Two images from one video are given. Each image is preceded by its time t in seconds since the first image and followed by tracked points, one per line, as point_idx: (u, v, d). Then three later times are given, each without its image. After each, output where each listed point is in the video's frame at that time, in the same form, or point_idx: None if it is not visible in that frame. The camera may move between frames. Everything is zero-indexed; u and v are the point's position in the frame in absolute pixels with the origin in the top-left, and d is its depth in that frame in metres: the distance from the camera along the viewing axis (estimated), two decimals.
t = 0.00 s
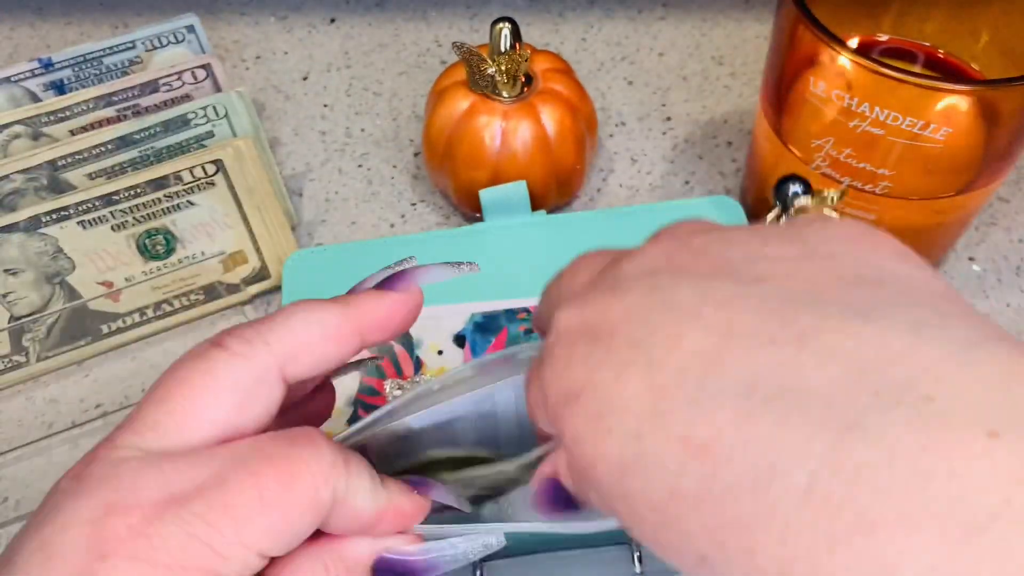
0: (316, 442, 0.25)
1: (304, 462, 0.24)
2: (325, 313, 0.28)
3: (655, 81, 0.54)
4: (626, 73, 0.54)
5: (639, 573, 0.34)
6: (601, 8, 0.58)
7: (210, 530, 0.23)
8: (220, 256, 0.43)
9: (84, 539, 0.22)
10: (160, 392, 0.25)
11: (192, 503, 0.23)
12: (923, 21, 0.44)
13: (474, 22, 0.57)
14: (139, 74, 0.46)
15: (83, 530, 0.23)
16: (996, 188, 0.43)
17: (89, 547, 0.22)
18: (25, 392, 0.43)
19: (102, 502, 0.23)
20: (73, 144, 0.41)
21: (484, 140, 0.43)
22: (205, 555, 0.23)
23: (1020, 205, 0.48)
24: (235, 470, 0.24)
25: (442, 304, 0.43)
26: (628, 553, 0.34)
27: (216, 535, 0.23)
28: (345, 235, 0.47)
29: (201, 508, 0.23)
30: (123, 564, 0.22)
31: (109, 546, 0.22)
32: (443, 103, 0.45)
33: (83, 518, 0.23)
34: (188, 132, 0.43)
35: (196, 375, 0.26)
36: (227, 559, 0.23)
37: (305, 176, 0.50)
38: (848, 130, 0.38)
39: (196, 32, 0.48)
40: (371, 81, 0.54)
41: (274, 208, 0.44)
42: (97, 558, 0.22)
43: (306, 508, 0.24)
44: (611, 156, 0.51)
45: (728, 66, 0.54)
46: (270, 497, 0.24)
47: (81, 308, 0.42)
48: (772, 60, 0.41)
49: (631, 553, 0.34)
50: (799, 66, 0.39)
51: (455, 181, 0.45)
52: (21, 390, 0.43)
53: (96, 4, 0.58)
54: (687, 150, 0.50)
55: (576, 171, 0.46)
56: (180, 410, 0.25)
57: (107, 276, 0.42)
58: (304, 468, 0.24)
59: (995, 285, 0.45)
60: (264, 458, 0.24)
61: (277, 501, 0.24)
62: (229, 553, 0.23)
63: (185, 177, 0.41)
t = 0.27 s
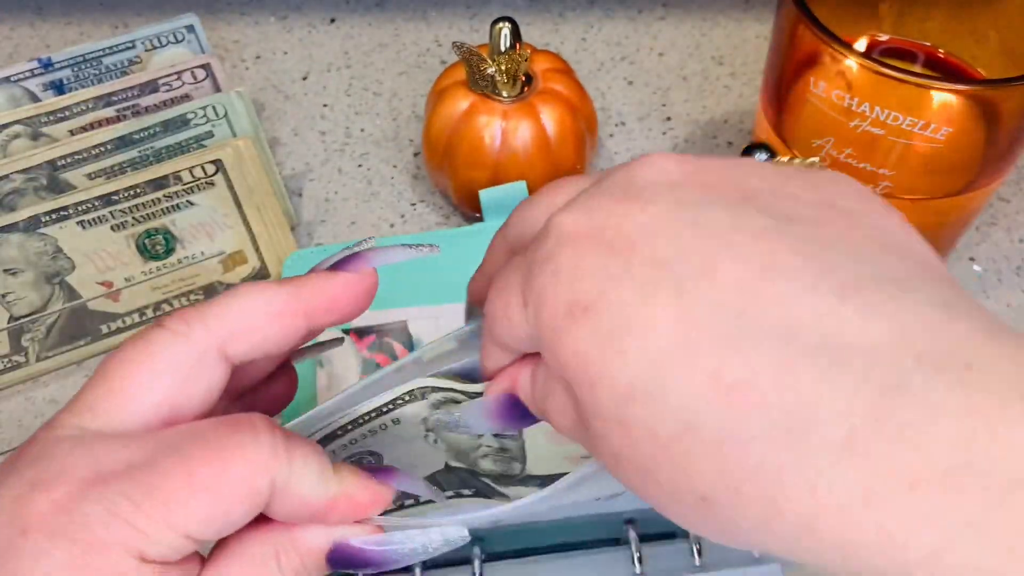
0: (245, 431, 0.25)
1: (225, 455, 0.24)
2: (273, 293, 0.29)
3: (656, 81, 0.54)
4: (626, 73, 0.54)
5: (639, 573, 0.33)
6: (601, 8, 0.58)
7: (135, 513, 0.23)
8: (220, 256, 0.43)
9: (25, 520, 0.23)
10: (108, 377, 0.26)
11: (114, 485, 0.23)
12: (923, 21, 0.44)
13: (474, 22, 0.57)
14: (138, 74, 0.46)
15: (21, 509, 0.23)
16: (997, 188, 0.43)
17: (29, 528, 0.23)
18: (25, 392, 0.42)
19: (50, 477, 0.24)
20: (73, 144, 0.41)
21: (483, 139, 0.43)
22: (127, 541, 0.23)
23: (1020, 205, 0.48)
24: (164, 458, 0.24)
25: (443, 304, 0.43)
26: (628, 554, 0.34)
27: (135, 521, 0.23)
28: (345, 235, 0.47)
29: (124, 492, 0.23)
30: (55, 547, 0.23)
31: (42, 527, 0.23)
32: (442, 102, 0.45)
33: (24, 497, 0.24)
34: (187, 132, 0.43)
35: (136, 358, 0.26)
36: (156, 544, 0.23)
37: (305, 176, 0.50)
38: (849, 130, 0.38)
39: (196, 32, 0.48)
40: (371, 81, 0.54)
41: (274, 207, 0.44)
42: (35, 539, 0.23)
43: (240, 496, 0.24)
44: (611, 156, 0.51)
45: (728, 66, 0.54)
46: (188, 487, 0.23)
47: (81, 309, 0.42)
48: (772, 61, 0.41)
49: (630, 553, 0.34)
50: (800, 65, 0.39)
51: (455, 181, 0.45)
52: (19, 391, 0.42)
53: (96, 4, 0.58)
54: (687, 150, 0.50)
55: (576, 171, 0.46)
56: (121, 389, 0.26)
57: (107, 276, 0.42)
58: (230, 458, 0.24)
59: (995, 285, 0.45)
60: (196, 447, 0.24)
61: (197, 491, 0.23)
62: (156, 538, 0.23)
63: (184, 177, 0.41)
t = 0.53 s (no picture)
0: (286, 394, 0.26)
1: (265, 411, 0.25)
2: (292, 270, 0.29)
3: (656, 81, 0.54)
4: (626, 73, 0.54)
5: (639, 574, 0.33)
6: (601, 8, 0.58)
7: (169, 466, 0.23)
8: (220, 256, 0.43)
9: (59, 484, 0.22)
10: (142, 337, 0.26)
11: (151, 440, 0.23)
12: (924, 21, 0.44)
13: (474, 21, 0.57)
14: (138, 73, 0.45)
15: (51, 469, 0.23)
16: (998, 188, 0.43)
17: (60, 489, 0.22)
18: (24, 393, 0.42)
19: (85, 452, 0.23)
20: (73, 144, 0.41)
21: (483, 139, 0.43)
22: (164, 501, 0.23)
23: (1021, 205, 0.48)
24: (203, 412, 0.24)
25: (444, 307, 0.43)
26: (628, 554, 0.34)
27: (175, 478, 0.23)
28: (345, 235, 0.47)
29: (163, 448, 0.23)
30: (96, 504, 0.22)
31: (78, 485, 0.22)
32: (443, 103, 0.44)
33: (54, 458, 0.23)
34: (187, 132, 0.43)
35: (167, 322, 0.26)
36: (186, 496, 0.23)
37: (305, 176, 0.50)
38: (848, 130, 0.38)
39: (196, 32, 0.47)
40: (371, 81, 0.54)
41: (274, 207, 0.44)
42: (71, 499, 0.22)
43: (269, 452, 0.25)
44: (611, 156, 0.51)
45: (729, 66, 0.54)
46: (234, 443, 0.24)
47: (81, 308, 0.42)
48: (772, 61, 0.41)
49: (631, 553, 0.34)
50: (800, 64, 0.39)
51: (455, 181, 0.45)
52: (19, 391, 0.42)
53: (96, 4, 0.58)
54: (687, 150, 0.50)
55: (576, 171, 0.46)
56: (150, 351, 0.26)
57: (107, 276, 0.42)
58: (263, 416, 0.24)
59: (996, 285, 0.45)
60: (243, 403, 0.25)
61: (244, 447, 0.24)
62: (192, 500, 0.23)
63: (184, 177, 0.41)
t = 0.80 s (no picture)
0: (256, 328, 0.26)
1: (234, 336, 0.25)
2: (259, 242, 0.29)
3: (656, 81, 0.54)
4: (626, 73, 0.54)
5: (638, 573, 0.34)
6: (601, 8, 0.58)
7: (146, 392, 0.23)
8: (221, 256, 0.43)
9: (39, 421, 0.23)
10: (115, 288, 0.26)
11: (120, 372, 0.24)
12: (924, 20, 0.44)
13: (474, 21, 0.57)
14: (138, 73, 0.45)
15: (34, 409, 0.23)
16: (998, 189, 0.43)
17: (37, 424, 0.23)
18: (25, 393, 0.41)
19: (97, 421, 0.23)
20: (73, 144, 0.41)
21: (483, 139, 0.43)
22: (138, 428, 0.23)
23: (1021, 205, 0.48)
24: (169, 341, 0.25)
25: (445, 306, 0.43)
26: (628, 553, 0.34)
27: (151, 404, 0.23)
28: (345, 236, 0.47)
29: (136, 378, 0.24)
30: (79, 435, 0.22)
31: (58, 421, 0.23)
32: (442, 102, 0.44)
33: (37, 401, 0.23)
34: (187, 132, 0.43)
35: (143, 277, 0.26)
36: (165, 422, 0.23)
37: (305, 176, 0.50)
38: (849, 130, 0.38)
39: (196, 31, 0.47)
40: (371, 81, 0.54)
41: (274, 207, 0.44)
42: (52, 434, 0.22)
43: (241, 371, 0.25)
44: (611, 155, 0.51)
45: (729, 66, 0.54)
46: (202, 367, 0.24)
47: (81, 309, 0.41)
48: (772, 60, 0.41)
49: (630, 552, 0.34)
50: (800, 65, 0.39)
51: (455, 181, 0.45)
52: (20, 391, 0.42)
53: (96, 4, 0.58)
54: (687, 150, 0.50)
55: (576, 171, 0.46)
56: (117, 305, 0.26)
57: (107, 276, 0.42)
58: (230, 340, 0.25)
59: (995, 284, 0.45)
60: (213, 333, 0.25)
61: (212, 371, 0.24)
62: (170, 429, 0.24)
63: (184, 177, 0.41)
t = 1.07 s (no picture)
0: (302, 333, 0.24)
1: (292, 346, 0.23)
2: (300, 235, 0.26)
3: (656, 81, 0.54)
4: (626, 73, 0.54)
5: (638, 573, 0.33)
6: (601, 8, 0.58)
7: (193, 405, 0.20)
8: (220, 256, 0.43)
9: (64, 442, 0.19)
10: (137, 279, 0.22)
11: (161, 388, 0.20)
12: (924, 20, 0.44)
13: (474, 22, 0.57)
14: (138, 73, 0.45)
15: (59, 427, 0.19)
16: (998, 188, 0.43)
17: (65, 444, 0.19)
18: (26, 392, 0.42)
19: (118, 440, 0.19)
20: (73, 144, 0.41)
21: (484, 139, 0.43)
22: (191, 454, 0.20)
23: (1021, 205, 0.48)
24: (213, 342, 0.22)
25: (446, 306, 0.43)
26: (628, 553, 0.34)
27: (204, 424, 0.21)
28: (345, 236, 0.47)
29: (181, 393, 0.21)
30: (127, 461, 0.19)
31: (92, 443, 0.19)
32: (442, 102, 0.45)
33: (61, 418, 0.19)
34: (187, 132, 0.43)
35: (177, 270, 0.22)
36: (210, 437, 0.21)
37: (305, 176, 0.50)
38: (849, 130, 0.38)
39: (196, 32, 0.47)
40: (371, 81, 0.54)
41: (274, 207, 0.44)
42: (87, 459, 0.19)
43: (294, 384, 0.23)
44: (611, 155, 0.51)
45: (729, 66, 0.54)
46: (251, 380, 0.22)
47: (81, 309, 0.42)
48: (772, 60, 0.41)
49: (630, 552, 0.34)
50: (800, 65, 0.39)
51: (455, 181, 0.45)
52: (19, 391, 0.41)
53: (96, 4, 0.58)
54: (687, 150, 0.50)
55: (576, 171, 0.46)
56: (149, 301, 0.21)
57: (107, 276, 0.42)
58: (290, 352, 0.23)
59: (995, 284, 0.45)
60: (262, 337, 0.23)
61: (266, 386, 0.22)
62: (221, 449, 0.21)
63: (184, 177, 0.41)
